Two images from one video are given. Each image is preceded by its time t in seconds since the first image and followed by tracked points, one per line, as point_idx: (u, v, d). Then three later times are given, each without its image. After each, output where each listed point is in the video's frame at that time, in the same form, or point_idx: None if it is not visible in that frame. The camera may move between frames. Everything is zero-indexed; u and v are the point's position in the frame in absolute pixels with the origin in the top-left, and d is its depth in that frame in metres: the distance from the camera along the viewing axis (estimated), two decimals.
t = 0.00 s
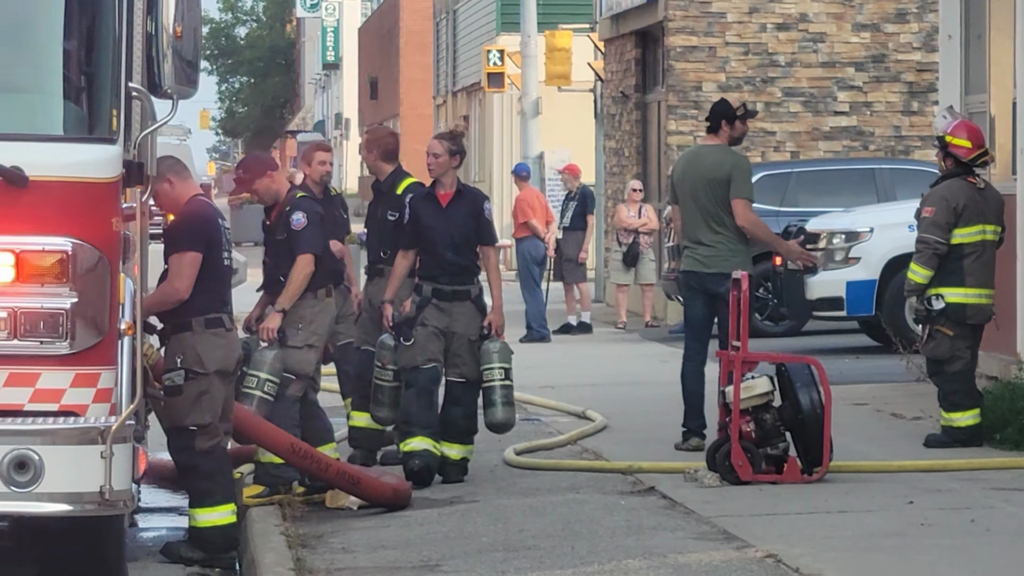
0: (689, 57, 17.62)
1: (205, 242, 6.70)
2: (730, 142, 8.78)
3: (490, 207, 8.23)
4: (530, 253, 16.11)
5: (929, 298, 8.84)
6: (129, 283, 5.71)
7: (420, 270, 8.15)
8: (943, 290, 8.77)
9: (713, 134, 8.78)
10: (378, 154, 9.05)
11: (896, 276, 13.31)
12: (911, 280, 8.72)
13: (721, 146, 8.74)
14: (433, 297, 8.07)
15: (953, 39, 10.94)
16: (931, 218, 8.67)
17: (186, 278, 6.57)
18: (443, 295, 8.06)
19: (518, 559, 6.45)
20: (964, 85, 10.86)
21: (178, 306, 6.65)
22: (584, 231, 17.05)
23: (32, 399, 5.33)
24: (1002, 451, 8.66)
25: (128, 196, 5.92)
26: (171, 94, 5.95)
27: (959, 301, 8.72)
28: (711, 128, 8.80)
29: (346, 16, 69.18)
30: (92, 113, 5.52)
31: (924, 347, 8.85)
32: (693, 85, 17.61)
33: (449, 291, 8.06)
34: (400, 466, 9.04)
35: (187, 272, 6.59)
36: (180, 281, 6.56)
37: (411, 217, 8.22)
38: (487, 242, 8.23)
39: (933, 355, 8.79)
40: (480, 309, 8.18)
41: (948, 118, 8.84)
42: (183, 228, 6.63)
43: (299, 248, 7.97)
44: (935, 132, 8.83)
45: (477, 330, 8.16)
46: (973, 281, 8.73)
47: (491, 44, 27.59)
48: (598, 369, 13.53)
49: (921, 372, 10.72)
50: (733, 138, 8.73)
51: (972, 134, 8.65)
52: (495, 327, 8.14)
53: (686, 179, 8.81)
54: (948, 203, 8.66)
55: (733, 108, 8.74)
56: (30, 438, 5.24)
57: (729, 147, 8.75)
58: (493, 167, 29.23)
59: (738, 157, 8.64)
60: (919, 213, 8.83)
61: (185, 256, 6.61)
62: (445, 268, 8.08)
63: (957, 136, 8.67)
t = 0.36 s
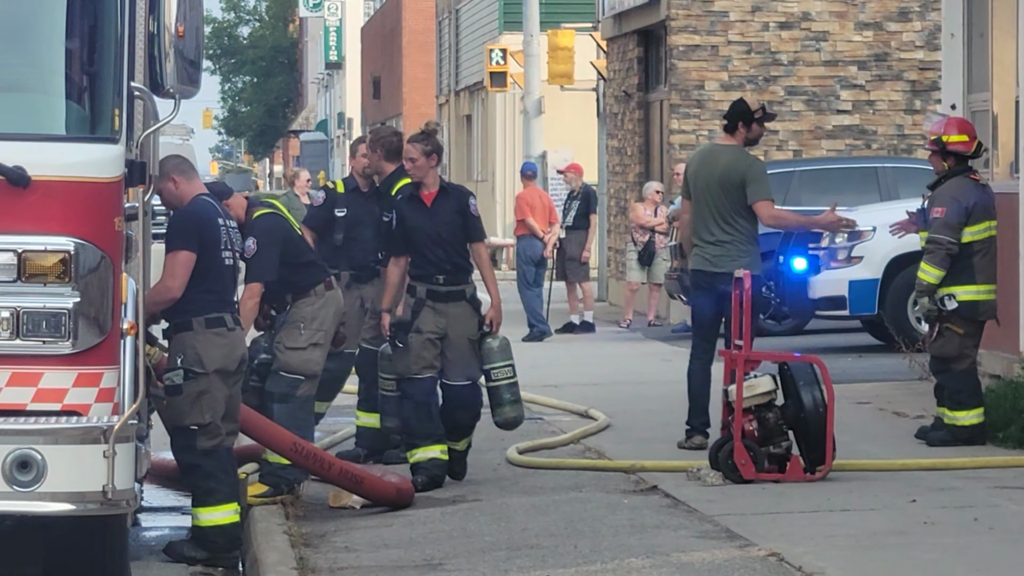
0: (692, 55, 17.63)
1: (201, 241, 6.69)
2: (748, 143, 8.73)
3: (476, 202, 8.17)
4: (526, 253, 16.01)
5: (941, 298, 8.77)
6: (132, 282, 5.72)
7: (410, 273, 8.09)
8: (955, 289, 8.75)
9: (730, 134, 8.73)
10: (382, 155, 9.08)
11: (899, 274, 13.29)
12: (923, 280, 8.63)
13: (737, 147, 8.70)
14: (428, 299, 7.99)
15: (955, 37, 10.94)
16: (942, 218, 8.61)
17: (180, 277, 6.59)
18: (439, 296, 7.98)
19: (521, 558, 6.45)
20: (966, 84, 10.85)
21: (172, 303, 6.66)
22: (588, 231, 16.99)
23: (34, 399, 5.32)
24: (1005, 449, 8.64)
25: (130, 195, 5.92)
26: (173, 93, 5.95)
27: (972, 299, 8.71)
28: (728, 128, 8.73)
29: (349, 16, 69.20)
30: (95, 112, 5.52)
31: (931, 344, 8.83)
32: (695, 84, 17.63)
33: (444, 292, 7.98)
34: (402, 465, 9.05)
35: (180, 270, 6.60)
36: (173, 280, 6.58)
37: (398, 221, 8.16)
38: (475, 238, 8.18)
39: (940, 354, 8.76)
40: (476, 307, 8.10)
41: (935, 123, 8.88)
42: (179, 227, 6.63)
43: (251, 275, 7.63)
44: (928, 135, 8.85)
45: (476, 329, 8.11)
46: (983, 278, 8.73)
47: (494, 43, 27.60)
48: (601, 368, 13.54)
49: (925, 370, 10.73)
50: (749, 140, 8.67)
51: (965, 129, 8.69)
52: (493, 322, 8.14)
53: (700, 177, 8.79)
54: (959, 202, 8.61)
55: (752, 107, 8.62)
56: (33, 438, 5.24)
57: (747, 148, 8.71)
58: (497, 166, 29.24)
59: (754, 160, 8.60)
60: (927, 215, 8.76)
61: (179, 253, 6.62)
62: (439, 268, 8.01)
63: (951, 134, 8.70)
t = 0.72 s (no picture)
0: (695, 53, 17.61)
1: (209, 237, 6.70)
2: (765, 142, 8.65)
3: (480, 201, 8.04)
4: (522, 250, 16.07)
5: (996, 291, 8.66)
6: (135, 281, 5.72)
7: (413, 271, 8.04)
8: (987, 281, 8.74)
9: (747, 132, 8.64)
10: (382, 148, 8.99)
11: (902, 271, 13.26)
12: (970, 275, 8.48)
13: (753, 146, 8.61)
14: (429, 297, 7.95)
15: (958, 34, 10.93)
16: (975, 212, 8.53)
17: (190, 271, 6.56)
18: (438, 293, 7.92)
19: (524, 556, 6.45)
20: (969, 81, 10.84)
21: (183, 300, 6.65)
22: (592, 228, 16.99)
23: (37, 397, 5.33)
24: (1007, 447, 8.62)
25: (133, 194, 5.92)
26: (175, 91, 5.93)
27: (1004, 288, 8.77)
28: (746, 127, 8.64)
29: (352, 14, 69.22)
30: (97, 110, 5.52)
31: (962, 339, 8.76)
32: (698, 82, 17.62)
33: (443, 290, 7.91)
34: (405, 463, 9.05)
35: (190, 265, 6.58)
36: (184, 274, 6.55)
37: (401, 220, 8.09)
38: (479, 236, 8.06)
39: (971, 347, 8.74)
40: (480, 303, 7.99)
41: (920, 125, 8.85)
42: (188, 223, 6.64)
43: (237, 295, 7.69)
44: (918, 136, 8.81)
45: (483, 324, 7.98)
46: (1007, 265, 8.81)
47: (497, 41, 27.60)
48: (604, 365, 13.54)
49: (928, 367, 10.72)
50: (766, 141, 8.60)
51: (956, 128, 8.69)
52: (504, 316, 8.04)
53: (712, 174, 8.73)
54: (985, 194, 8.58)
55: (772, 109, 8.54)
56: (36, 436, 5.25)
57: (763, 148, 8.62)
58: (500, 163, 29.25)
59: (770, 162, 8.52)
60: (952, 211, 8.65)
61: (190, 249, 6.60)
62: (437, 267, 7.94)
63: (943, 134, 8.69)
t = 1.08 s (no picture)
0: (697, 50, 17.61)
1: (210, 232, 6.69)
2: (771, 142, 8.61)
3: (510, 203, 7.98)
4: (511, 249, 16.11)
5: (993, 284, 8.74)
6: (137, 278, 5.74)
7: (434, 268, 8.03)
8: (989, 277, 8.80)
9: (754, 131, 8.60)
10: (381, 146, 8.97)
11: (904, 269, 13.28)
12: (975, 267, 8.60)
13: (759, 145, 8.57)
14: (445, 296, 7.93)
15: (961, 31, 10.91)
16: (980, 205, 8.57)
17: (189, 265, 6.55)
18: (454, 291, 7.90)
19: (526, 554, 6.45)
20: (971, 78, 10.83)
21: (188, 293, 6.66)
22: (595, 226, 17.01)
23: (40, 394, 5.32)
24: (1010, 445, 8.62)
25: (134, 191, 5.92)
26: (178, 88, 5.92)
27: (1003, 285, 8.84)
28: (753, 127, 8.60)
29: (355, 11, 69.19)
30: (99, 108, 5.52)
31: (968, 335, 8.76)
32: (700, 79, 17.62)
33: (461, 289, 7.88)
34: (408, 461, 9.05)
35: (189, 259, 6.56)
36: (182, 269, 6.53)
37: (431, 213, 8.10)
38: (505, 239, 7.98)
39: (976, 342, 8.75)
40: (499, 306, 7.91)
41: (925, 122, 8.81)
42: (188, 218, 6.63)
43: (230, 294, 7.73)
44: (921, 129, 8.76)
45: (500, 327, 7.89)
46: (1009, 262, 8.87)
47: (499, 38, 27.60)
48: (606, 363, 13.53)
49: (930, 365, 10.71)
50: (774, 141, 8.54)
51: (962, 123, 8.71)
52: (522, 328, 7.88)
53: (721, 170, 8.74)
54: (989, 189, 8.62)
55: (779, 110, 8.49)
56: (38, 433, 5.24)
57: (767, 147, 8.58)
58: (502, 160, 29.23)
59: (770, 161, 8.48)
60: (955, 205, 8.67)
61: (189, 244, 6.58)
62: (455, 265, 7.92)
63: (951, 129, 8.68)
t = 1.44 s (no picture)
0: (702, 49, 17.60)
1: (215, 230, 6.70)
2: (766, 138, 8.62)
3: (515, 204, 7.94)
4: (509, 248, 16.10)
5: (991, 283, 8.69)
6: (141, 277, 5.73)
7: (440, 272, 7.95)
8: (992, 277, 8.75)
9: (748, 128, 8.62)
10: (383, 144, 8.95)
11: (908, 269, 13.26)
12: (971, 264, 8.57)
13: (754, 142, 8.57)
14: (452, 299, 7.83)
15: (966, 29, 10.89)
16: (981, 203, 8.55)
17: (192, 265, 6.55)
18: (461, 295, 7.81)
19: (530, 552, 6.45)
20: (976, 75, 10.82)
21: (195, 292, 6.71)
22: (599, 224, 17.01)
23: (44, 393, 5.34)
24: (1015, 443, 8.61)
25: (138, 189, 5.91)
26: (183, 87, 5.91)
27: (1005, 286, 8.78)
28: (747, 123, 8.62)
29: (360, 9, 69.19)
30: (104, 107, 5.52)
31: (967, 334, 8.74)
32: (705, 77, 17.62)
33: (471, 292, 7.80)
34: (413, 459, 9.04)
35: (192, 260, 6.57)
36: (185, 267, 6.55)
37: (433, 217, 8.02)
38: (509, 240, 7.95)
39: (976, 341, 8.74)
40: (505, 310, 7.88)
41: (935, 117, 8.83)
42: (195, 219, 6.64)
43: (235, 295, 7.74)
44: (929, 124, 8.82)
45: (504, 331, 7.86)
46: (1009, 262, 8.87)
47: (504, 37, 27.60)
48: (611, 361, 13.53)
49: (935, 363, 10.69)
50: (767, 135, 8.54)
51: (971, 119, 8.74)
52: (525, 331, 7.82)
53: (718, 171, 8.75)
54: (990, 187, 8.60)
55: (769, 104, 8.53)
56: (42, 432, 5.25)
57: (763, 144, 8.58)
58: (507, 158, 29.24)
59: (764, 157, 8.49)
60: (957, 203, 8.67)
61: (192, 243, 6.59)
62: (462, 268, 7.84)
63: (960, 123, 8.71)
